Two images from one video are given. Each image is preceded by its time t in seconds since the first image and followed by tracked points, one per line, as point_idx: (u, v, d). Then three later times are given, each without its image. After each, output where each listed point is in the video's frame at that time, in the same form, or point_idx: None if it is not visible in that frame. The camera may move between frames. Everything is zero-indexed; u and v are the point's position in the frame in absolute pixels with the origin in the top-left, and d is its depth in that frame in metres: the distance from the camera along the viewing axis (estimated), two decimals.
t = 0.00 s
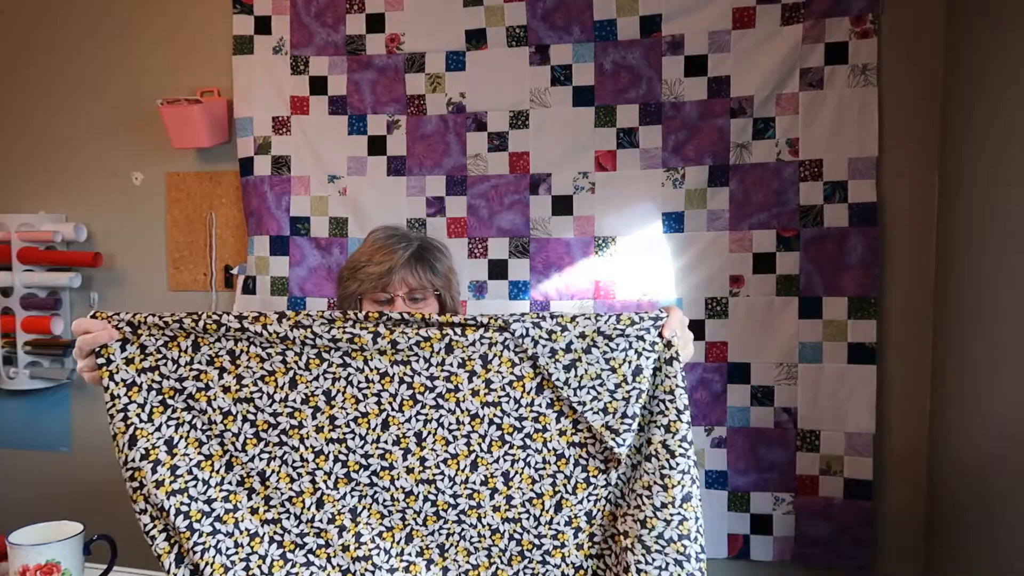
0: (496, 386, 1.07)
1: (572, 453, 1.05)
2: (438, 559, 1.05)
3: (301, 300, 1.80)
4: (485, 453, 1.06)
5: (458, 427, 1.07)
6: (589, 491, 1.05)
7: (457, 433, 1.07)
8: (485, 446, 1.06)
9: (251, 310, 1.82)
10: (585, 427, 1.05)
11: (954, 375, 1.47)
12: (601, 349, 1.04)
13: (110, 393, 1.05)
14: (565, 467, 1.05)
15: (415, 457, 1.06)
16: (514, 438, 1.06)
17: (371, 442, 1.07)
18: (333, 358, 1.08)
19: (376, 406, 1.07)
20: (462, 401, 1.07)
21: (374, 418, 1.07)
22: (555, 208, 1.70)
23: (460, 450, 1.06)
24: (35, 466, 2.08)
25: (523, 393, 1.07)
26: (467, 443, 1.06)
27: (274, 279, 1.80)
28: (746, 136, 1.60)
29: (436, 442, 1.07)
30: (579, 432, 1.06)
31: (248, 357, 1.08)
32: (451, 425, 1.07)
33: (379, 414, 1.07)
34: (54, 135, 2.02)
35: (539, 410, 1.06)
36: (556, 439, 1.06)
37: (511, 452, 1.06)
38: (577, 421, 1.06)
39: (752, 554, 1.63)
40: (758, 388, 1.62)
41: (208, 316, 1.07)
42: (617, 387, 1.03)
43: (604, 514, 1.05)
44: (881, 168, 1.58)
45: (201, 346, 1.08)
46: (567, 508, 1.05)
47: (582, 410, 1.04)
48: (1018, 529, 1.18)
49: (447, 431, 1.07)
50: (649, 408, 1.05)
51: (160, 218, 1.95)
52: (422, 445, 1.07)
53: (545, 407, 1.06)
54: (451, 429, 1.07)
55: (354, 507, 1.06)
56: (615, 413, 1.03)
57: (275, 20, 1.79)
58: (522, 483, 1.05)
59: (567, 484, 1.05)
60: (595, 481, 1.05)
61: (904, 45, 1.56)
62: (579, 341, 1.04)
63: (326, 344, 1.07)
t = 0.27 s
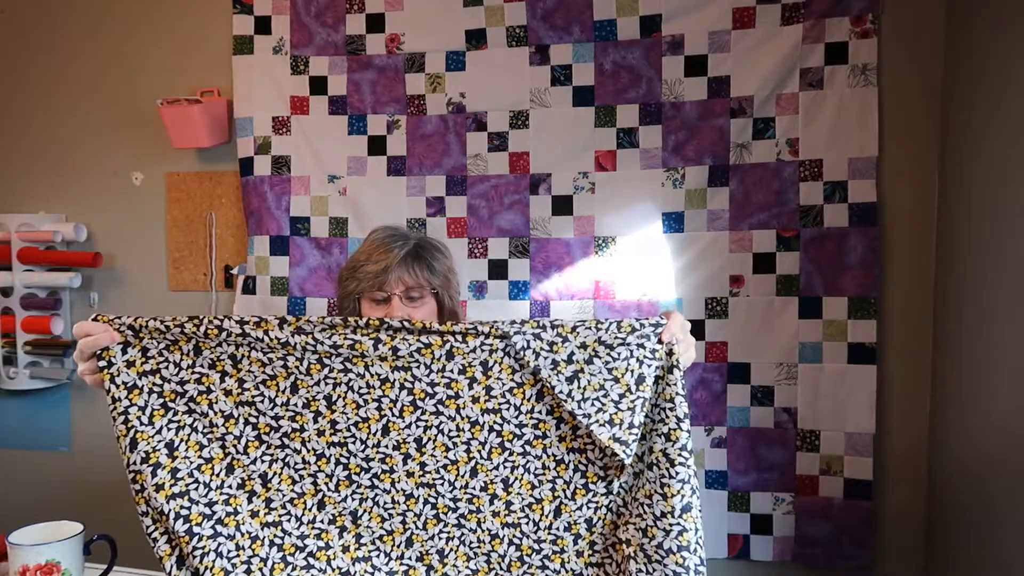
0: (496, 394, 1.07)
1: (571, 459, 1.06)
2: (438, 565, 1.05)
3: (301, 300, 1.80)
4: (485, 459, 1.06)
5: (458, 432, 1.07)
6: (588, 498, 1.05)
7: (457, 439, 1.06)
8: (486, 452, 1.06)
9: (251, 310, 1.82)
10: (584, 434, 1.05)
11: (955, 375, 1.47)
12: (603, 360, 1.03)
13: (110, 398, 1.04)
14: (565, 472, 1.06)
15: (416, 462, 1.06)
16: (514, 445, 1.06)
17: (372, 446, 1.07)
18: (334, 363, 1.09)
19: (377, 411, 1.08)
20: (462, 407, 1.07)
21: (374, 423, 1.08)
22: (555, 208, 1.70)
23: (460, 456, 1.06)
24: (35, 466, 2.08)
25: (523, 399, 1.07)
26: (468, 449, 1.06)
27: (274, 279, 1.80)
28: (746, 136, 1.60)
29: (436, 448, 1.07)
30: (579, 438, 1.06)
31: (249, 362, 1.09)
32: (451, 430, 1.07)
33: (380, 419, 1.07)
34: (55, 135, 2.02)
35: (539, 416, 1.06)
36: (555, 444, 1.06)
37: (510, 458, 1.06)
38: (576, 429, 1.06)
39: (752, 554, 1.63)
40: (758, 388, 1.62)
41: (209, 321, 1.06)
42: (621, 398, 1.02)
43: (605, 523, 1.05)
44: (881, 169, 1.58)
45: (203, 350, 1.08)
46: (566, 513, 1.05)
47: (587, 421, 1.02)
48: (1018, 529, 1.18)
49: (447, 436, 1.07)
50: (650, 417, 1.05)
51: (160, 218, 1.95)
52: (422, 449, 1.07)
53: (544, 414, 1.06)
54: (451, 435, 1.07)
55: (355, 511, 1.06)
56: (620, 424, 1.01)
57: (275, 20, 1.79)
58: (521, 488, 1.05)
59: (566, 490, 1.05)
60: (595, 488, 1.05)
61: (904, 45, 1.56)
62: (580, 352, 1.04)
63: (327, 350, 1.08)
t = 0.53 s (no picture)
0: (494, 393, 1.06)
1: (569, 460, 1.04)
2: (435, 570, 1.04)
3: (301, 300, 1.80)
4: (482, 460, 1.05)
5: (456, 433, 1.05)
6: (585, 498, 1.04)
7: (455, 440, 1.05)
8: (484, 453, 1.05)
9: (251, 310, 1.82)
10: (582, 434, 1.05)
11: (955, 375, 1.47)
12: (600, 358, 1.04)
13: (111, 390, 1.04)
14: (563, 475, 1.04)
15: (412, 463, 1.05)
16: (512, 446, 1.05)
17: (370, 446, 1.06)
18: (332, 362, 1.08)
19: (375, 411, 1.07)
20: (461, 407, 1.06)
21: (372, 423, 1.06)
22: (555, 208, 1.70)
23: (457, 458, 1.05)
24: (35, 466, 2.08)
25: (521, 399, 1.06)
26: (465, 450, 1.05)
27: (274, 279, 1.80)
28: (746, 136, 1.60)
29: (433, 449, 1.05)
30: (577, 439, 1.05)
31: (250, 360, 1.08)
32: (449, 431, 1.05)
33: (378, 420, 1.06)
34: (54, 134, 2.01)
35: (537, 416, 1.06)
36: (553, 445, 1.05)
37: (509, 460, 1.04)
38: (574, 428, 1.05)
39: (752, 554, 1.63)
40: (758, 388, 1.62)
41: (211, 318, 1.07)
42: (618, 394, 1.03)
43: (598, 520, 1.06)
44: (881, 169, 1.58)
45: (204, 347, 1.08)
46: (564, 517, 1.03)
47: (586, 419, 1.03)
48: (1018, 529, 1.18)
49: (445, 437, 1.05)
50: (642, 412, 1.07)
51: (160, 218, 1.95)
52: (419, 451, 1.05)
53: (542, 413, 1.06)
54: (448, 436, 1.05)
55: (352, 511, 1.06)
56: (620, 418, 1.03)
57: (275, 20, 1.79)
58: (518, 492, 1.04)
59: (565, 493, 1.04)
60: (592, 487, 1.04)
61: (904, 45, 1.56)
62: (576, 351, 1.05)
63: (326, 348, 1.07)
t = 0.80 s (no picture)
0: (495, 385, 1.08)
1: (570, 451, 1.06)
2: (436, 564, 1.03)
3: (301, 300, 1.80)
4: (484, 453, 1.05)
5: (457, 425, 1.06)
6: (586, 483, 1.06)
7: (457, 432, 1.06)
8: (485, 446, 1.06)
9: (251, 310, 1.82)
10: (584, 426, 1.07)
11: (955, 375, 1.47)
12: (602, 348, 1.07)
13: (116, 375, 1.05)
14: (564, 464, 1.06)
15: (414, 456, 1.05)
16: (513, 437, 1.06)
17: (370, 439, 1.05)
18: (334, 356, 1.07)
19: (376, 403, 1.06)
20: (462, 399, 1.07)
21: (374, 416, 1.06)
22: (555, 208, 1.70)
23: (459, 451, 1.05)
24: (35, 466, 2.08)
25: (521, 390, 1.08)
26: (467, 443, 1.06)
27: (274, 280, 1.80)
28: (746, 136, 1.60)
29: (435, 442, 1.05)
30: (577, 431, 1.07)
31: (249, 352, 1.07)
32: (451, 424, 1.06)
33: (380, 413, 1.06)
34: (55, 134, 2.02)
35: (538, 407, 1.07)
36: (555, 438, 1.07)
37: (510, 453, 1.06)
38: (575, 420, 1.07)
39: (752, 554, 1.63)
40: (758, 388, 1.62)
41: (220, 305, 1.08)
42: (623, 380, 1.07)
43: (603, 510, 1.05)
44: (881, 169, 1.58)
45: (204, 338, 1.07)
46: (564, 501, 1.05)
47: (590, 406, 1.07)
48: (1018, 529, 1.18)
49: (446, 430, 1.06)
50: (656, 399, 1.05)
51: (160, 218, 1.95)
52: (420, 444, 1.05)
53: (543, 405, 1.07)
54: (450, 429, 1.06)
55: (350, 509, 1.04)
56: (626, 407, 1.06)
57: (275, 21, 1.79)
58: (520, 484, 1.05)
59: (564, 478, 1.06)
60: (591, 473, 1.06)
61: (904, 45, 1.56)
62: (577, 344, 1.07)
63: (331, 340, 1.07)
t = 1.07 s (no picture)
0: (503, 369, 1.06)
1: (578, 438, 1.04)
2: (442, 552, 1.02)
3: (301, 300, 1.80)
4: (491, 438, 1.04)
5: (464, 410, 1.05)
6: (595, 477, 1.03)
7: (464, 416, 1.05)
8: (492, 431, 1.04)
9: (251, 310, 1.82)
10: (591, 412, 1.04)
11: (955, 374, 1.47)
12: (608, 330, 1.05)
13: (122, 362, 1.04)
14: (572, 453, 1.04)
15: (422, 441, 1.04)
16: (520, 422, 1.05)
17: (377, 424, 1.04)
18: (341, 338, 1.06)
19: (383, 388, 1.05)
20: (468, 385, 1.05)
21: (381, 400, 1.05)
22: (555, 208, 1.70)
23: (467, 434, 1.04)
24: (35, 466, 2.08)
25: (530, 375, 1.05)
26: (474, 427, 1.04)
27: (274, 280, 1.80)
28: (746, 136, 1.60)
29: (442, 426, 1.04)
30: (585, 417, 1.04)
31: (257, 336, 1.06)
32: (458, 408, 1.05)
33: (388, 398, 1.05)
34: (54, 134, 2.01)
35: (546, 393, 1.05)
36: (562, 423, 1.05)
37: (517, 437, 1.04)
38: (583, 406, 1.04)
39: (752, 554, 1.63)
40: (758, 388, 1.62)
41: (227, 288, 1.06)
42: (629, 364, 1.04)
43: (613, 505, 1.02)
44: (881, 168, 1.58)
45: (212, 323, 1.06)
46: (573, 495, 1.02)
47: (596, 390, 1.04)
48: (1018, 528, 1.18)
49: (454, 414, 1.05)
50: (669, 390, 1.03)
51: (159, 218, 1.95)
52: (427, 428, 1.04)
53: (552, 390, 1.05)
54: (457, 413, 1.05)
55: (357, 492, 1.03)
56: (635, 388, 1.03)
57: (275, 20, 1.79)
58: (529, 470, 1.03)
59: (573, 471, 1.03)
60: (602, 466, 1.03)
61: (904, 45, 1.56)
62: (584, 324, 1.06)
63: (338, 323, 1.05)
